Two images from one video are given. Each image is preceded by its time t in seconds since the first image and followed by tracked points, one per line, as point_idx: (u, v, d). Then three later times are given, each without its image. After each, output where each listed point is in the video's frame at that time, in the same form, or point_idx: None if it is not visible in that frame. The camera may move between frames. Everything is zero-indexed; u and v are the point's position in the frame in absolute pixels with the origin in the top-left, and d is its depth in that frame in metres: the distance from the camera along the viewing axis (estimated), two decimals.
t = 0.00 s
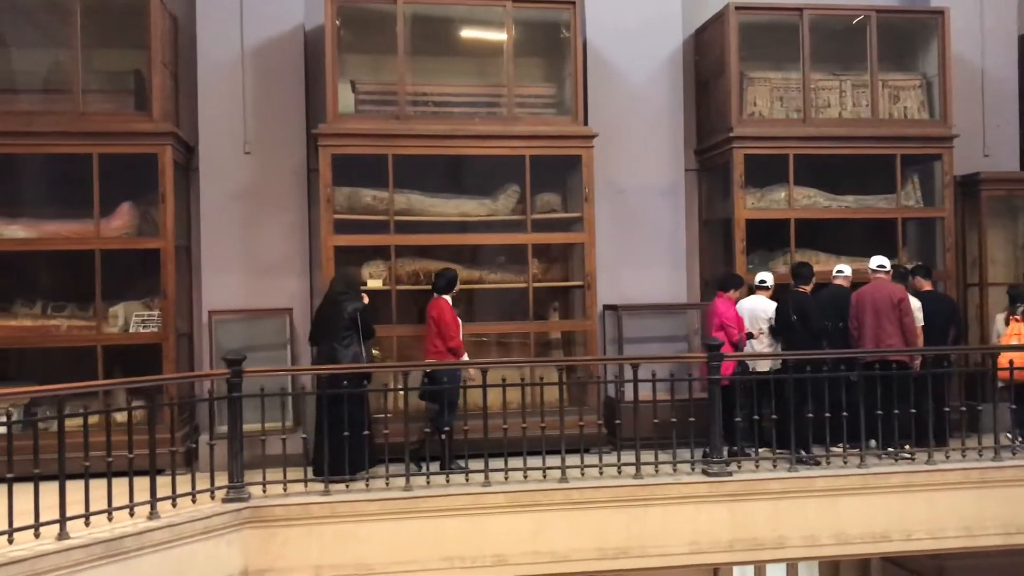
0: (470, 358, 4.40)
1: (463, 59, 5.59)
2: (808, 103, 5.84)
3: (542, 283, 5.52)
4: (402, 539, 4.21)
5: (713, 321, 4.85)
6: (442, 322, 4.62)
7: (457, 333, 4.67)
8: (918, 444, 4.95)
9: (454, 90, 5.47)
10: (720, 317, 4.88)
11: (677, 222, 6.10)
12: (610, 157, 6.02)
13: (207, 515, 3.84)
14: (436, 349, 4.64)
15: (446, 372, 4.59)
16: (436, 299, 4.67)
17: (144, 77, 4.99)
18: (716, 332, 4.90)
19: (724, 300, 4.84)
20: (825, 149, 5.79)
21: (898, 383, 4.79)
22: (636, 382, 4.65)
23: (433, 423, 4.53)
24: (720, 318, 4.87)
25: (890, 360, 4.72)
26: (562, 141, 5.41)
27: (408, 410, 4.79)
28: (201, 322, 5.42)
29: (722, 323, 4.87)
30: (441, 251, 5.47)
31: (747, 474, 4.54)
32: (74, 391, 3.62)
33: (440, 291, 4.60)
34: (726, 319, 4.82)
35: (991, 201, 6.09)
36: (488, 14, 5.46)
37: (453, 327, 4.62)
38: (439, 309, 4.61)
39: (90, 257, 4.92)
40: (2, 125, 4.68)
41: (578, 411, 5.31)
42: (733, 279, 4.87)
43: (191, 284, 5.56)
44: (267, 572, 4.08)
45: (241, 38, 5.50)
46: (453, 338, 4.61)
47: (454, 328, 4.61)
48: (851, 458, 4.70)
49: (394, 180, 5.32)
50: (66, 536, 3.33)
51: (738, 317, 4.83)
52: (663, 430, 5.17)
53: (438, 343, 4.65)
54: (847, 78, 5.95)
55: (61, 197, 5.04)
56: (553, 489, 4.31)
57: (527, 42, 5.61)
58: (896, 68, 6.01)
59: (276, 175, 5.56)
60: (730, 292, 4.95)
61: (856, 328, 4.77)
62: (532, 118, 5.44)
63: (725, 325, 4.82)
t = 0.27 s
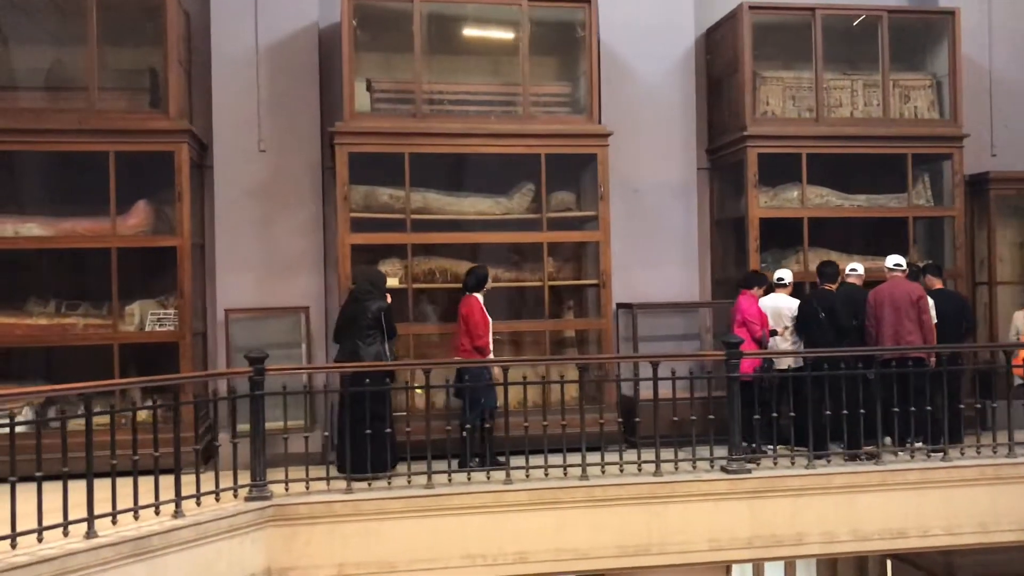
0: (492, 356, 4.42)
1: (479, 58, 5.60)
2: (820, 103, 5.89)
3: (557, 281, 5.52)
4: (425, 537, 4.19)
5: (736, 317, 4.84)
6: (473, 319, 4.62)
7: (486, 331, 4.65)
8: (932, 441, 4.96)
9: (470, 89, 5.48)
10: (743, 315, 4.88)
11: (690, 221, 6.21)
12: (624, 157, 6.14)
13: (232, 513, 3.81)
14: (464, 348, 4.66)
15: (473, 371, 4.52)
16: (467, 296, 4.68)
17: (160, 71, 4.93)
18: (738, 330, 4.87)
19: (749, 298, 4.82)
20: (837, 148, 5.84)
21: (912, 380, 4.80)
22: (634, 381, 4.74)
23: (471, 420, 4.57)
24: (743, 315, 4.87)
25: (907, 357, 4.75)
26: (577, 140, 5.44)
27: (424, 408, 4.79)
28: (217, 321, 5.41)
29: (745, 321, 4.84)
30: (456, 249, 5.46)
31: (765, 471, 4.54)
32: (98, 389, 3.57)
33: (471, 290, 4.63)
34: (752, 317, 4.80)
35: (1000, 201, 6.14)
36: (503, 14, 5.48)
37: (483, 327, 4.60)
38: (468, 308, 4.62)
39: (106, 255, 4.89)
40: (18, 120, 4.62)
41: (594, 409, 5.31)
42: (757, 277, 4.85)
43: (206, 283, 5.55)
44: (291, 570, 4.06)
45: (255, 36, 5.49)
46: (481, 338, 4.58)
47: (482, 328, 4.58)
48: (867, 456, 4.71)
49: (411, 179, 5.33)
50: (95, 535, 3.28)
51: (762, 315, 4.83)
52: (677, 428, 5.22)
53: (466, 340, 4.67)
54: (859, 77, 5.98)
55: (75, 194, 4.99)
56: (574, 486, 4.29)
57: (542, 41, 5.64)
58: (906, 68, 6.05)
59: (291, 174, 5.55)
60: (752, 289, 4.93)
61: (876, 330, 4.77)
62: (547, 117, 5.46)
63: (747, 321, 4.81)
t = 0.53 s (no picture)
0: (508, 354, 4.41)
1: (489, 57, 5.60)
2: (827, 103, 5.92)
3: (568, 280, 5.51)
4: (442, 536, 4.16)
5: (759, 317, 4.81)
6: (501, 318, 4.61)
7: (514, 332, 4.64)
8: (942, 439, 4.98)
9: (480, 88, 5.47)
10: (764, 315, 4.85)
11: (697, 220, 6.25)
12: (633, 156, 6.17)
13: (250, 513, 3.77)
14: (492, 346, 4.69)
15: (500, 369, 4.50)
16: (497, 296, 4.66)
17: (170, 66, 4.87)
18: (759, 330, 4.85)
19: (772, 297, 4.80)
20: (845, 147, 5.87)
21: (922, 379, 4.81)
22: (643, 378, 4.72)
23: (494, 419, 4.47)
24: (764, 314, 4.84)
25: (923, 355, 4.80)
26: (588, 139, 5.45)
27: (435, 407, 4.77)
28: (226, 320, 5.36)
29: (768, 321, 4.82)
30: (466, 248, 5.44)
31: (780, 469, 4.53)
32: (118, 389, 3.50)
33: (499, 290, 4.59)
34: (776, 316, 4.78)
35: (1003, 200, 6.19)
36: (514, 12, 5.48)
37: (508, 325, 4.60)
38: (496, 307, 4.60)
39: (116, 253, 4.84)
40: (27, 116, 4.56)
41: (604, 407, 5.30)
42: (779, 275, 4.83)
43: (214, 282, 5.50)
44: (308, 570, 4.03)
45: (264, 34, 5.45)
46: (506, 337, 4.58)
47: (508, 328, 4.58)
48: (879, 453, 4.72)
49: (422, 177, 5.32)
50: (117, 535, 3.25)
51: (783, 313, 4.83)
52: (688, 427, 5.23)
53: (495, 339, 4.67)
54: (865, 77, 6.02)
55: (83, 192, 4.92)
56: (591, 484, 4.27)
57: (552, 40, 5.64)
58: (911, 68, 6.10)
59: (300, 171, 5.51)
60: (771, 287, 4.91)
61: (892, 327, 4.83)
62: (557, 116, 5.47)
63: (768, 320, 4.78)
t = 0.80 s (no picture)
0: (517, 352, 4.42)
1: (492, 56, 5.61)
2: (824, 103, 5.98)
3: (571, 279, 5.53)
4: (452, 534, 4.16)
5: (777, 319, 4.84)
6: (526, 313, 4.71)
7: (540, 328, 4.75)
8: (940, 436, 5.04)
9: (483, 87, 5.48)
10: (779, 316, 4.88)
11: (697, 219, 6.38)
12: (634, 157, 6.29)
13: (263, 513, 3.75)
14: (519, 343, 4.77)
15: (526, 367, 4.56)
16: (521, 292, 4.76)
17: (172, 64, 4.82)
18: (776, 332, 4.87)
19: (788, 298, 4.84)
20: (843, 147, 5.94)
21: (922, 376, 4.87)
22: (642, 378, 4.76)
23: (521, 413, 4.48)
24: (780, 316, 4.88)
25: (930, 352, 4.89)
26: (590, 139, 5.47)
27: (441, 406, 4.76)
28: (229, 319, 5.33)
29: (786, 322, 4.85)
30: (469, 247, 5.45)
31: (785, 466, 4.57)
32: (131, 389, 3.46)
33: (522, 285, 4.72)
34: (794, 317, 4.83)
35: (995, 201, 6.29)
36: (517, 12, 5.50)
37: (534, 320, 4.70)
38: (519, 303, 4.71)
39: (118, 252, 4.78)
40: (29, 114, 4.50)
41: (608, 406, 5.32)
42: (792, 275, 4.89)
43: (215, 281, 5.47)
44: (318, 570, 4.01)
45: (266, 33, 5.42)
46: (533, 331, 4.68)
47: (535, 321, 4.68)
48: (881, 450, 4.76)
49: (427, 176, 5.31)
50: (132, 537, 3.23)
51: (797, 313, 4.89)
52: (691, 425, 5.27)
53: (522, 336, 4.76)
54: (862, 78, 6.09)
55: (84, 191, 4.87)
56: (600, 482, 4.29)
57: (555, 40, 5.66)
58: (906, 69, 6.18)
59: (302, 169, 5.49)
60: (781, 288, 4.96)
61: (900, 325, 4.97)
62: (560, 116, 5.49)
63: (787, 322, 4.82)
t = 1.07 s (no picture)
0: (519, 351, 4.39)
1: (489, 56, 5.61)
2: (815, 104, 6.05)
3: (568, 278, 5.53)
4: (454, 533, 4.14)
5: (782, 318, 4.87)
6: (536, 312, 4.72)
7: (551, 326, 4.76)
8: (932, 433, 5.08)
9: (479, 86, 5.47)
10: (783, 315, 4.92)
11: (689, 217, 6.45)
12: (627, 156, 6.32)
13: (266, 514, 3.71)
14: (530, 341, 4.73)
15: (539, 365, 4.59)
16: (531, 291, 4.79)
17: (166, 60, 4.75)
18: (782, 331, 4.90)
19: (793, 297, 4.87)
20: (833, 147, 6.01)
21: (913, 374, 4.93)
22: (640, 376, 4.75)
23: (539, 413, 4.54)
24: (784, 315, 4.91)
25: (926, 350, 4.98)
26: (586, 138, 5.48)
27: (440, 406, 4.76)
28: (223, 319, 5.29)
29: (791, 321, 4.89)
30: (466, 245, 5.43)
31: (782, 464, 4.59)
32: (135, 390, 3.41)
33: (533, 284, 4.74)
34: (798, 316, 4.87)
35: (981, 201, 6.39)
36: (513, 12, 5.50)
37: (545, 318, 4.69)
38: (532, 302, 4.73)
39: (111, 251, 4.70)
40: (20, 111, 4.42)
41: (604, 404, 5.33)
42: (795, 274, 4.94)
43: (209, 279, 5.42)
44: (321, 571, 3.98)
45: (259, 31, 5.37)
46: (545, 329, 4.67)
47: (546, 320, 4.67)
48: (875, 447, 4.80)
49: (423, 175, 5.29)
50: (137, 539, 3.18)
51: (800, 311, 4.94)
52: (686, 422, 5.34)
53: (533, 335, 4.75)
54: (851, 79, 6.17)
55: (76, 189, 4.79)
56: (601, 481, 4.29)
57: (550, 39, 5.66)
58: (894, 71, 6.27)
59: (296, 168, 5.45)
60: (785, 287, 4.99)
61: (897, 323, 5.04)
62: (556, 115, 5.50)
63: (792, 321, 4.86)
